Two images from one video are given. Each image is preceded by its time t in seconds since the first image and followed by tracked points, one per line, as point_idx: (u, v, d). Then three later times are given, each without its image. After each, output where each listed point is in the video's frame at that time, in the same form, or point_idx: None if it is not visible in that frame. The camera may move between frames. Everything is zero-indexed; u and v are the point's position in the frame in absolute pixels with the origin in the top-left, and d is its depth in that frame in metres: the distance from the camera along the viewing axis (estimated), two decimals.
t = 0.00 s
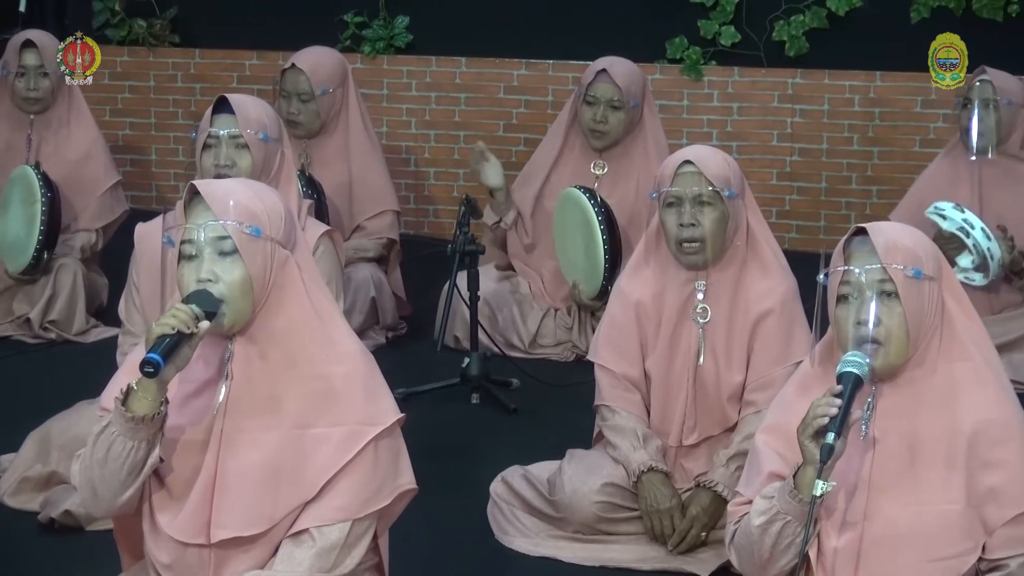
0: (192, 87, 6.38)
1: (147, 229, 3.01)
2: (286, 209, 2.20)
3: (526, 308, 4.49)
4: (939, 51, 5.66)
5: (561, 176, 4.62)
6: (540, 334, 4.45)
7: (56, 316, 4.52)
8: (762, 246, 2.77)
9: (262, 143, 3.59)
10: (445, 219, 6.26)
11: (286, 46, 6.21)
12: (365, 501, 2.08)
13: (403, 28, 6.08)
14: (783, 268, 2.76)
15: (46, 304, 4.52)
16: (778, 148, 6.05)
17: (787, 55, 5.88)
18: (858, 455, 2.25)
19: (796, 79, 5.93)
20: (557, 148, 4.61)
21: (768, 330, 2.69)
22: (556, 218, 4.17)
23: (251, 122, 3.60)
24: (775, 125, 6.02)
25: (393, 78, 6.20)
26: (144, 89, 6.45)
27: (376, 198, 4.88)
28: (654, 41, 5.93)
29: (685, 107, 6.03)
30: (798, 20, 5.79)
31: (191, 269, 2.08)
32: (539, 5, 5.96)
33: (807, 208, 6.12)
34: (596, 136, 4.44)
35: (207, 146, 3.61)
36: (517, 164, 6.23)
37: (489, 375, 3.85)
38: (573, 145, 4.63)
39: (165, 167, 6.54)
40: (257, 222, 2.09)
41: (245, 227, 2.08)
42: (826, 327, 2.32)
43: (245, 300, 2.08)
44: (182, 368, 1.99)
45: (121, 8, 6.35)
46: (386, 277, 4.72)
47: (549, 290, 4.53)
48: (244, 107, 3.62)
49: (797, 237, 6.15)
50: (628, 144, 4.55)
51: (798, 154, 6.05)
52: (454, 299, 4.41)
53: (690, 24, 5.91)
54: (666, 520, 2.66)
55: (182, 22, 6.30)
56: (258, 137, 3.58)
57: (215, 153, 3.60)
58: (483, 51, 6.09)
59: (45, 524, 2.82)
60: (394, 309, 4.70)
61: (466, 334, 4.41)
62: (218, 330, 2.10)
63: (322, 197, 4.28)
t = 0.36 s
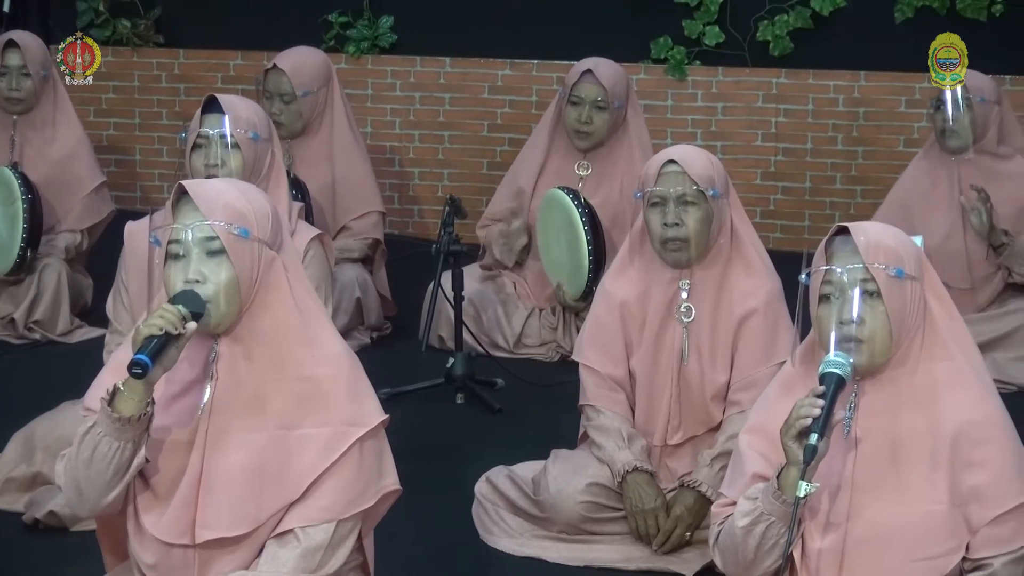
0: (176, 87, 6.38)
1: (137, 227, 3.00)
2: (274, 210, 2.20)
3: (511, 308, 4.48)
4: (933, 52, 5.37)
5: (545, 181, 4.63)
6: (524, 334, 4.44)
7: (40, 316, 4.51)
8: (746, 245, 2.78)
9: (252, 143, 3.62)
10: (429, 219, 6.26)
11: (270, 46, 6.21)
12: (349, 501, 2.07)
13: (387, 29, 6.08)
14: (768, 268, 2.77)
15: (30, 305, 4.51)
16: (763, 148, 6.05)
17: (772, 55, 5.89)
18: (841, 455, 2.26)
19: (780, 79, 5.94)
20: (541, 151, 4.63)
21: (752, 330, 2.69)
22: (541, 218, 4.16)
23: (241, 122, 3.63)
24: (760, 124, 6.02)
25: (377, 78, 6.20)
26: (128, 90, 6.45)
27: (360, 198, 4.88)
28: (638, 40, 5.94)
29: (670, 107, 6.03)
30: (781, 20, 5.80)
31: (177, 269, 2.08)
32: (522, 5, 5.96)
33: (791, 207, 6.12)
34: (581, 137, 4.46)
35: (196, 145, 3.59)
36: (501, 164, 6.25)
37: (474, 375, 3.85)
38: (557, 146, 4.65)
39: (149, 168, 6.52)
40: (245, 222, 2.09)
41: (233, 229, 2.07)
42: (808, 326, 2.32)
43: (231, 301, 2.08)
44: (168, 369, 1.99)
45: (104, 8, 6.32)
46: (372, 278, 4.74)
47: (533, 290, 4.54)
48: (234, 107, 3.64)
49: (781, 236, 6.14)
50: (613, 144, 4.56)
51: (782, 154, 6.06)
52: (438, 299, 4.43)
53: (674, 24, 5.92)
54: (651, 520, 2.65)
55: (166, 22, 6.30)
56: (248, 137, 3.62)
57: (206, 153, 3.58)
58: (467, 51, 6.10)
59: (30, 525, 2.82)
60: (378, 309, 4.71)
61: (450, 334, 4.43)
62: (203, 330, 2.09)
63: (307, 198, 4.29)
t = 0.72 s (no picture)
0: (161, 88, 6.37)
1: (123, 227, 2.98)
2: (255, 212, 2.20)
3: (496, 308, 4.50)
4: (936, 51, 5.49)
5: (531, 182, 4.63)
6: (510, 334, 4.45)
7: (25, 318, 4.52)
8: (731, 245, 2.78)
9: (243, 146, 3.61)
10: (414, 220, 6.27)
11: (255, 46, 6.22)
12: (333, 501, 2.06)
13: (372, 29, 6.09)
14: (753, 269, 2.77)
15: (15, 306, 4.52)
16: (747, 148, 6.05)
17: (757, 55, 5.89)
18: (824, 455, 2.25)
19: (765, 79, 5.94)
20: (528, 152, 4.61)
21: (737, 330, 2.69)
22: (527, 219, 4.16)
23: (232, 126, 3.61)
24: (744, 125, 6.02)
25: (362, 78, 6.20)
26: (113, 90, 6.45)
27: (345, 198, 4.88)
28: (623, 40, 5.95)
29: (655, 107, 6.03)
30: (766, 20, 5.81)
31: (157, 269, 2.08)
32: (507, 5, 5.97)
33: (776, 207, 6.12)
34: (566, 135, 4.46)
35: (187, 149, 3.62)
36: (487, 164, 6.24)
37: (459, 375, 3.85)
38: (544, 144, 4.63)
39: (134, 168, 6.54)
40: (224, 222, 2.10)
41: (211, 228, 2.08)
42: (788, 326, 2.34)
43: (211, 301, 2.08)
44: (149, 369, 1.98)
45: (89, 8, 6.31)
46: (357, 277, 4.76)
47: (519, 289, 4.55)
48: (226, 110, 3.62)
49: (766, 237, 6.14)
50: (598, 143, 4.56)
51: (767, 154, 6.06)
52: (423, 299, 4.43)
53: (659, 24, 5.93)
54: (636, 520, 2.65)
55: (151, 22, 6.29)
56: (239, 140, 3.60)
57: (196, 157, 3.60)
58: (452, 51, 6.11)
59: (15, 525, 2.84)
60: (363, 309, 4.71)
61: (435, 335, 4.44)
62: (183, 330, 2.09)
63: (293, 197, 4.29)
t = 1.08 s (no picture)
0: (146, 88, 6.37)
1: (107, 227, 2.97)
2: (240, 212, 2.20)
3: (480, 308, 4.49)
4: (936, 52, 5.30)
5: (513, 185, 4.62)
6: (495, 334, 4.45)
7: (8, 317, 4.49)
8: (716, 244, 2.78)
9: (229, 146, 3.62)
10: (399, 219, 6.27)
11: (240, 46, 6.22)
12: (319, 501, 2.06)
13: (357, 29, 6.09)
14: (738, 268, 2.77)
15: None
16: (732, 147, 6.06)
17: (741, 54, 5.90)
18: (809, 454, 2.25)
19: (750, 79, 5.94)
20: (512, 147, 4.63)
21: (722, 329, 2.69)
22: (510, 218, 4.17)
23: (218, 125, 3.62)
24: (729, 124, 6.03)
25: (347, 78, 6.20)
26: (97, 91, 6.45)
27: (330, 198, 4.88)
28: (607, 40, 5.96)
29: (639, 107, 6.05)
30: (751, 19, 5.81)
31: (143, 272, 2.08)
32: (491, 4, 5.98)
33: (761, 207, 6.12)
34: (548, 137, 4.47)
35: (173, 147, 3.62)
36: (472, 164, 6.24)
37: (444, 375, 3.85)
38: (527, 142, 4.66)
39: (119, 168, 6.46)
40: (210, 224, 2.10)
41: (197, 231, 2.08)
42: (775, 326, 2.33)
43: (197, 303, 2.08)
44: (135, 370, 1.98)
45: (74, 8, 6.33)
46: (341, 277, 4.77)
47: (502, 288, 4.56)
48: (212, 109, 3.63)
49: (750, 236, 6.14)
50: (582, 143, 4.57)
51: (752, 154, 6.07)
52: (408, 300, 4.44)
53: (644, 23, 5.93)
54: (621, 520, 2.65)
55: (135, 23, 6.29)
56: (225, 139, 3.61)
57: (181, 154, 3.61)
58: (437, 51, 6.11)
59: None
60: (348, 309, 4.71)
61: (420, 335, 4.44)
62: (169, 331, 2.09)
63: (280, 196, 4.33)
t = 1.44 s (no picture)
0: (131, 88, 6.33)
1: (88, 229, 2.99)
2: (228, 212, 2.20)
3: (467, 308, 4.51)
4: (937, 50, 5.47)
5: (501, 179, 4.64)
6: (481, 334, 4.46)
7: None
8: (701, 243, 2.78)
9: (209, 143, 3.63)
10: (384, 220, 6.26)
11: (226, 46, 6.24)
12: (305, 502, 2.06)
13: (342, 29, 6.10)
14: (723, 268, 2.77)
15: None
16: (718, 147, 6.07)
17: (726, 54, 5.91)
18: (796, 454, 2.24)
19: (735, 79, 5.97)
20: (498, 152, 4.63)
21: (707, 329, 2.70)
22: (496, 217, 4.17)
23: (199, 123, 3.64)
24: (714, 124, 6.05)
25: (333, 79, 6.21)
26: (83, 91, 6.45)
27: (315, 198, 4.89)
28: (593, 40, 5.97)
29: (625, 107, 6.06)
30: (736, 20, 5.83)
31: (130, 271, 2.07)
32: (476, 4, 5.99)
33: (747, 207, 6.06)
34: (534, 136, 4.46)
35: (151, 143, 3.55)
36: (457, 164, 6.26)
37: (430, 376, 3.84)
38: (513, 145, 4.64)
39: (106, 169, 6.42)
40: (197, 223, 2.09)
41: (185, 230, 2.07)
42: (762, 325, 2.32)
43: (184, 303, 2.08)
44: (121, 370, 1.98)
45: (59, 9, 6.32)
46: (327, 278, 4.79)
47: (489, 289, 4.55)
48: (193, 107, 3.65)
49: (737, 236, 6.05)
50: (568, 143, 4.57)
51: (737, 154, 6.07)
52: (394, 299, 4.47)
53: (629, 24, 5.94)
54: (608, 520, 2.65)
55: (121, 23, 6.29)
56: (206, 137, 3.62)
57: (162, 151, 3.54)
58: (422, 51, 6.12)
59: None
60: (334, 310, 4.73)
61: (406, 335, 4.45)
62: (155, 331, 2.09)
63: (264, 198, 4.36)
